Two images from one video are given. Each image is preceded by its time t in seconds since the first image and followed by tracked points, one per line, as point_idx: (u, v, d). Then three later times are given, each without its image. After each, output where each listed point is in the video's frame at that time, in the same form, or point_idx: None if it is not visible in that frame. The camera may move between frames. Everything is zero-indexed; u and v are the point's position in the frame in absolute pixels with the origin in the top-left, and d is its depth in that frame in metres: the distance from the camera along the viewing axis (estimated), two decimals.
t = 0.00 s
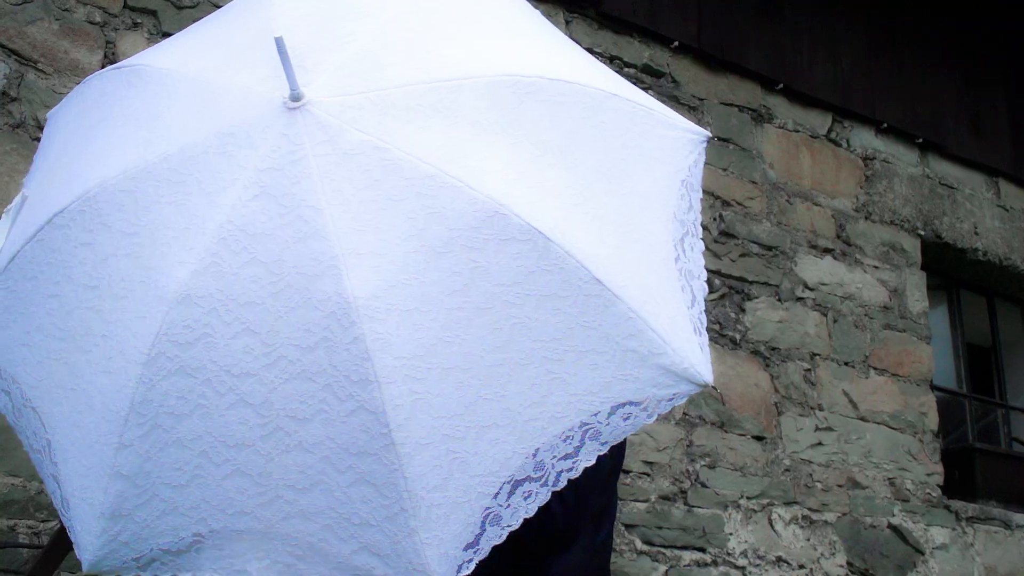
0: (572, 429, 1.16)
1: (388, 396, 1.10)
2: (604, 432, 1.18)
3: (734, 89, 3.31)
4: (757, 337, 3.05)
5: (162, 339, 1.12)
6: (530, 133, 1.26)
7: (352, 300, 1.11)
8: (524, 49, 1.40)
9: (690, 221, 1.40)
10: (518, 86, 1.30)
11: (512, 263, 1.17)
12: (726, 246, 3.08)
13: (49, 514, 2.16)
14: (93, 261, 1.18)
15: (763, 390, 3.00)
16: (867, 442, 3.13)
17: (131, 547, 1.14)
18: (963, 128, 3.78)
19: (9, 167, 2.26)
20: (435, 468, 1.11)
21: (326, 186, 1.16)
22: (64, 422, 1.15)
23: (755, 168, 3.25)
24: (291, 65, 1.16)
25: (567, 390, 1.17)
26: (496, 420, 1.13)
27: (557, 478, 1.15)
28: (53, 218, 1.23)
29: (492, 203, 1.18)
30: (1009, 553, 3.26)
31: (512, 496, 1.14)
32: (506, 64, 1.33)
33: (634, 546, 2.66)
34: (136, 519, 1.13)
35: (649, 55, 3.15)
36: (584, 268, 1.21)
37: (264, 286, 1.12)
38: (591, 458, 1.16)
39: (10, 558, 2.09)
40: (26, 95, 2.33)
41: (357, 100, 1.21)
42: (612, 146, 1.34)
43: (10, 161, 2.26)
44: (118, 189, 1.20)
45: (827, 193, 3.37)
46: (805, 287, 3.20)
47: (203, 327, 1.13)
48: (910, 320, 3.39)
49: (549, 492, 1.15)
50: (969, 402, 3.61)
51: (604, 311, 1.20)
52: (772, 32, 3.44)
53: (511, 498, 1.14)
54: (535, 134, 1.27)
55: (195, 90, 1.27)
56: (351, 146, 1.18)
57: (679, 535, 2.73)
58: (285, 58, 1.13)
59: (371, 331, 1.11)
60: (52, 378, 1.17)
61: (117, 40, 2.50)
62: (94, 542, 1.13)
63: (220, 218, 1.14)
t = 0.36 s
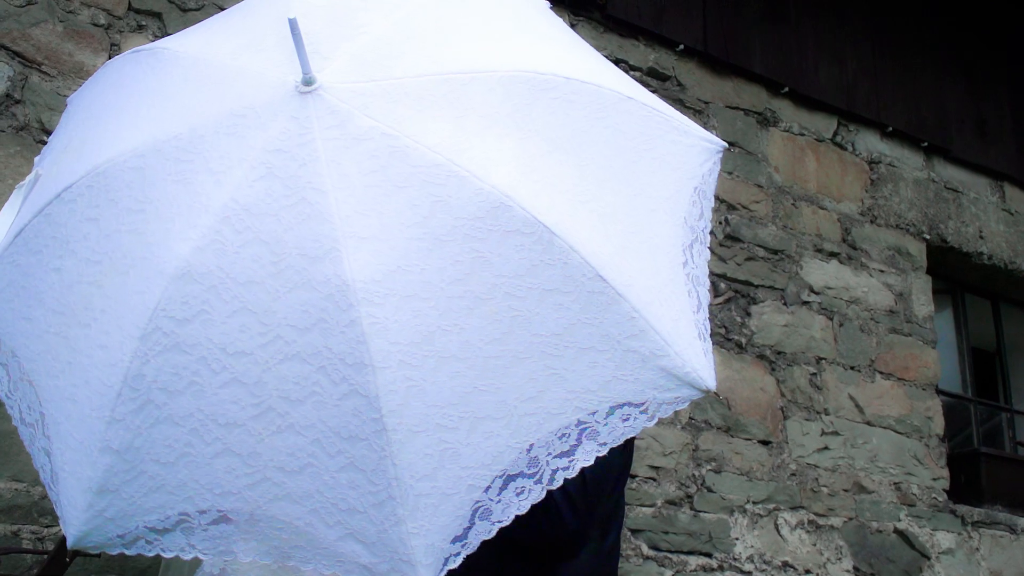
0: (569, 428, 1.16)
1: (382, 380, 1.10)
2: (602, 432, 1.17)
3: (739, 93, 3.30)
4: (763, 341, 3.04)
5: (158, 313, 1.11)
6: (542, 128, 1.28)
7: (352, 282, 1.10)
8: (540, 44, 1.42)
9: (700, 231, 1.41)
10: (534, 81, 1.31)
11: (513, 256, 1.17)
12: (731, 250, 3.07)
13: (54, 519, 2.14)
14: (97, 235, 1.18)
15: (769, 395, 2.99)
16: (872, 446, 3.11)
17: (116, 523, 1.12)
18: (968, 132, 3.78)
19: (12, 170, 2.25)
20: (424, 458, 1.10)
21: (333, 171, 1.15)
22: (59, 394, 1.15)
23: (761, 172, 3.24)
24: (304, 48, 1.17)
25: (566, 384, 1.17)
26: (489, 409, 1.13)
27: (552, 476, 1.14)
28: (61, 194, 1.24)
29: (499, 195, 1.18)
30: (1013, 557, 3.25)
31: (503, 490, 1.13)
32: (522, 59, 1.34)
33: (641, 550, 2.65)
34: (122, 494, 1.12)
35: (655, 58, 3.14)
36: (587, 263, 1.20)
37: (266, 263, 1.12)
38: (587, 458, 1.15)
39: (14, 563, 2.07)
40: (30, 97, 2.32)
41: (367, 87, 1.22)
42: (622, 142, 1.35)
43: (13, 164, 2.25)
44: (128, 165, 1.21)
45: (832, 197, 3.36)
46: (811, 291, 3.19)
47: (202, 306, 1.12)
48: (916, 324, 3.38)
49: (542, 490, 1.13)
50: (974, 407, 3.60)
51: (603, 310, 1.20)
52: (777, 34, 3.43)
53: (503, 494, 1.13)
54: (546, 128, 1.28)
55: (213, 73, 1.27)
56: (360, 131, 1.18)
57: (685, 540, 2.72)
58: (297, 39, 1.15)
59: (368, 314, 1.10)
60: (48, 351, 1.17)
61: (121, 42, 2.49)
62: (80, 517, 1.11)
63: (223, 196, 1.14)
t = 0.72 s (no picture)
0: (558, 410, 1.12)
1: (367, 352, 1.07)
2: (591, 418, 1.13)
3: (744, 96, 3.29)
4: (768, 345, 3.03)
5: (152, 280, 1.10)
6: (545, 113, 1.28)
7: (341, 253, 1.09)
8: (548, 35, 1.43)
9: (705, 226, 1.38)
10: (540, 68, 1.32)
11: (509, 235, 1.15)
12: (736, 254, 3.07)
13: (58, 524, 2.13)
14: (98, 207, 1.17)
15: (775, 399, 2.98)
16: (878, 451, 3.11)
17: (100, 492, 1.06)
18: (973, 136, 3.77)
19: (17, 172, 2.24)
20: (409, 433, 1.06)
21: (327, 144, 1.15)
22: (52, 361, 1.12)
23: (766, 175, 3.23)
24: (309, 27, 1.18)
25: (556, 365, 1.13)
26: (477, 387, 1.09)
27: (538, 458, 1.09)
28: (66, 167, 1.23)
29: (496, 173, 1.17)
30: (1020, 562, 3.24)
31: (488, 470, 1.08)
32: (530, 47, 1.35)
33: (647, 556, 2.63)
34: (107, 461, 1.07)
35: (660, 61, 3.13)
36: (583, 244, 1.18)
37: (258, 233, 1.10)
38: (575, 442, 1.12)
39: (18, 568, 2.06)
40: (34, 100, 2.31)
41: (372, 68, 1.22)
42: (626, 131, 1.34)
43: (18, 167, 2.25)
44: (130, 139, 1.20)
45: (838, 201, 3.36)
46: (816, 295, 3.19)
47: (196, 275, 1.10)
48: (921, 328, 3.37)
49: (527, 472, 1.08)
50: (979, 411, 3.59)
51: (601, 293, 1.17)
52: (782, 38, 3.43)
53: (488, 473, 1.08)
54: (547, 114, 1.28)
55: (223, 56, 1.28)
56: (360, 108, 1.18)
57: (691, 545, 2.71)
58: (303, 17, 1.15)
59: (357, 285, 1.08)
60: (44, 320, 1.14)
61: (126, 44, 2.48)
62: (66, 483, 1.05)
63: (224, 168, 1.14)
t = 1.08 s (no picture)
0: (546, 378, 1.16)
1: (353, 314, 1.11)
2: (581, 388, 1.17)
3: (750, 101, 3.28)
4: (774, 350, 3.02)
5: (143, 245, 1.15)
6: (537, 89, 1.34)
7: (330, 215, 1.14)
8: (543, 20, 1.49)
9: (705, 207, 1.43)
10: (538, 48, 1.39)
11: (498, 203, 1.21)
12: (743, 259, 3.06)
13: (61, 530, 2.11)
14: (97, 179, 1.24)
15: (781, 405, 2.97)
16: (884, 457, 3.09)
17: (85, 456, 1.09)
18: (978, 141, 3.76)
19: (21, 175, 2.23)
20: (392, 396, 1.09)
21: (322, 115, 1.21)
22: (45, 329, 1.17)
23: (772, 180, 3.22)
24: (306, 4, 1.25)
25: (545, 334, 1.17)
26: (462, 351, 1.13)
27: (526, 427, 1.13)
28: (70, 143, 1.31)
29: (486, 143, 1.24)
30: None
31: (474, 437, 1.11)
32: (525, 30, 1.42)
33: (652, 563, 2.62)
34: (94, 425, 1.10)
35: (665, 65, 3.12)
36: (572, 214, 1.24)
37: (248, 198, 1.16)
38: (564, 411, 1.15)
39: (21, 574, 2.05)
40: (39, 102, 2.30)
41: (366, 44, 1.30)
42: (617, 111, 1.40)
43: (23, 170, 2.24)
44: (130, 113, 1.29)
45: (843, 206, 3.35)
46: (822, 300, 3.18)
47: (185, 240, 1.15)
48: (927, 334, 3.36)
49: (515, 440, 1.12)
50: (984, 417, 3.58)
51: (591, 262, 1.22)
52: (788, 43, 3.42)
53: (473, 441, 1.11)
54: (542, 91, 1.35)
55: (222, 36, 1.36)
56: (355, 81, 1.25)
57: (696, 552, 2.70)
58: None
59: (344, 248, 1.13)
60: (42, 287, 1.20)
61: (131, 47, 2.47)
62: (53, 447, 1.09)
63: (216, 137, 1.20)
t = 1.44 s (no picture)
0: (535, 336, 1.16)
1: (337, 267, 1.12)
2: (570, 345, 1.18)
3: (755, 107, 3.27)
4: (778, 358, 3.01)
5: (135, 208, 1.19)
6: (525, 62, 1.41)
7: (319, 173, 1.17)
8: (531, 1, 1.56)
9: (699, 179, 1.48)
10: (530, 25, 1.47)
11: (488, 162, 1.24)
12: (747, 266, 3.05)
13: (62, 535, 2.10)
14: (94, 152, 1.33)
15: (785, 412, 2.96)
16: (889, 465, 3.08)
17: (73, 417, 1.10)
18: (982, 148, 3.76)
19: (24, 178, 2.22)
20: (377, 348, 1.09)
21: (312, 81, 1.26)
22: (43, 299, 1.21)
23: (777, 187, 3.21)
24: None
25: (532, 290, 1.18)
26: (449, 306, 1.13)
27: (512, 383, 1.14)
28: (72, 123, 1.42)
29: (474, 106, 1.29)
30: None
31: (460, 393, 1.12)
32: (517, 9, 1.50)
33: (656, 570, 2.61)
34: (82, 385, 1.11)
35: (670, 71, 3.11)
36: (561, 177, 1.26)
37: (240, 159, 1.20)
38: (551, 368, 1.16)
39: None
40: (43, 105, 2.29)
41: (357, 18, 1.37)
42: (601, 86, 1.46)
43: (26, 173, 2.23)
44: (129, 90, 1.39)
45: (848, 213, 3.34)
46: (827, 307, 3.17)
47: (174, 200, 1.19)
48: (931, 341, 3.35)
49: (501, 397, 1.13)
50: (988, 425, 3.57)
51: (580, 223, 1.24)
52: (793, 50, 3.42)
53: (459, 396, 1.11)
54: (531, 63, 1.42)
55: (216, 20, 1.46)
56: (348, 51, 1.31)
57: (701, 560, 2.68)
58: None
59: (329, 202, 1.16)
60: (43, 258, 1.26)
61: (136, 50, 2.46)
62: (42, 409, 1.10)
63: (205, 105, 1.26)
